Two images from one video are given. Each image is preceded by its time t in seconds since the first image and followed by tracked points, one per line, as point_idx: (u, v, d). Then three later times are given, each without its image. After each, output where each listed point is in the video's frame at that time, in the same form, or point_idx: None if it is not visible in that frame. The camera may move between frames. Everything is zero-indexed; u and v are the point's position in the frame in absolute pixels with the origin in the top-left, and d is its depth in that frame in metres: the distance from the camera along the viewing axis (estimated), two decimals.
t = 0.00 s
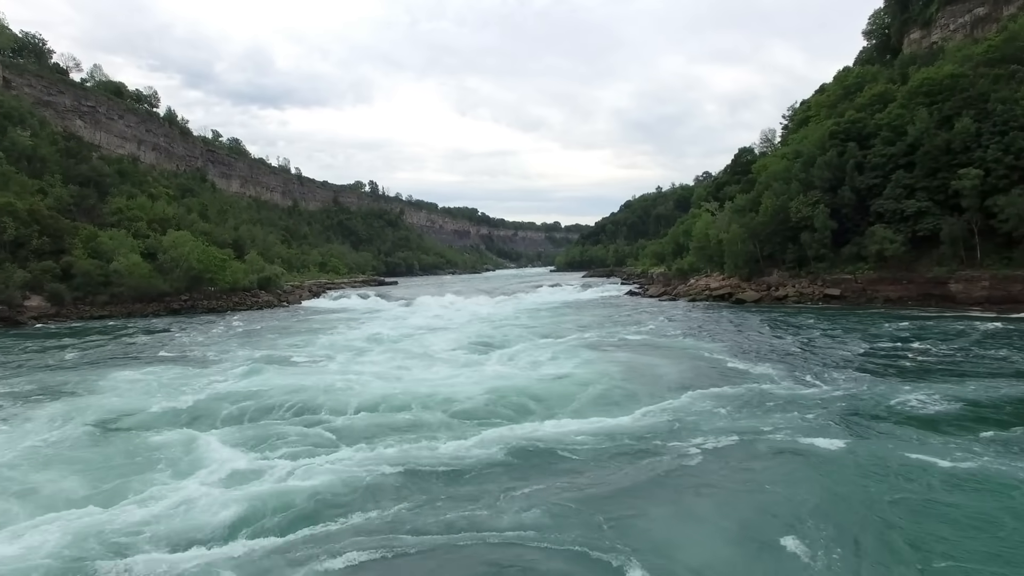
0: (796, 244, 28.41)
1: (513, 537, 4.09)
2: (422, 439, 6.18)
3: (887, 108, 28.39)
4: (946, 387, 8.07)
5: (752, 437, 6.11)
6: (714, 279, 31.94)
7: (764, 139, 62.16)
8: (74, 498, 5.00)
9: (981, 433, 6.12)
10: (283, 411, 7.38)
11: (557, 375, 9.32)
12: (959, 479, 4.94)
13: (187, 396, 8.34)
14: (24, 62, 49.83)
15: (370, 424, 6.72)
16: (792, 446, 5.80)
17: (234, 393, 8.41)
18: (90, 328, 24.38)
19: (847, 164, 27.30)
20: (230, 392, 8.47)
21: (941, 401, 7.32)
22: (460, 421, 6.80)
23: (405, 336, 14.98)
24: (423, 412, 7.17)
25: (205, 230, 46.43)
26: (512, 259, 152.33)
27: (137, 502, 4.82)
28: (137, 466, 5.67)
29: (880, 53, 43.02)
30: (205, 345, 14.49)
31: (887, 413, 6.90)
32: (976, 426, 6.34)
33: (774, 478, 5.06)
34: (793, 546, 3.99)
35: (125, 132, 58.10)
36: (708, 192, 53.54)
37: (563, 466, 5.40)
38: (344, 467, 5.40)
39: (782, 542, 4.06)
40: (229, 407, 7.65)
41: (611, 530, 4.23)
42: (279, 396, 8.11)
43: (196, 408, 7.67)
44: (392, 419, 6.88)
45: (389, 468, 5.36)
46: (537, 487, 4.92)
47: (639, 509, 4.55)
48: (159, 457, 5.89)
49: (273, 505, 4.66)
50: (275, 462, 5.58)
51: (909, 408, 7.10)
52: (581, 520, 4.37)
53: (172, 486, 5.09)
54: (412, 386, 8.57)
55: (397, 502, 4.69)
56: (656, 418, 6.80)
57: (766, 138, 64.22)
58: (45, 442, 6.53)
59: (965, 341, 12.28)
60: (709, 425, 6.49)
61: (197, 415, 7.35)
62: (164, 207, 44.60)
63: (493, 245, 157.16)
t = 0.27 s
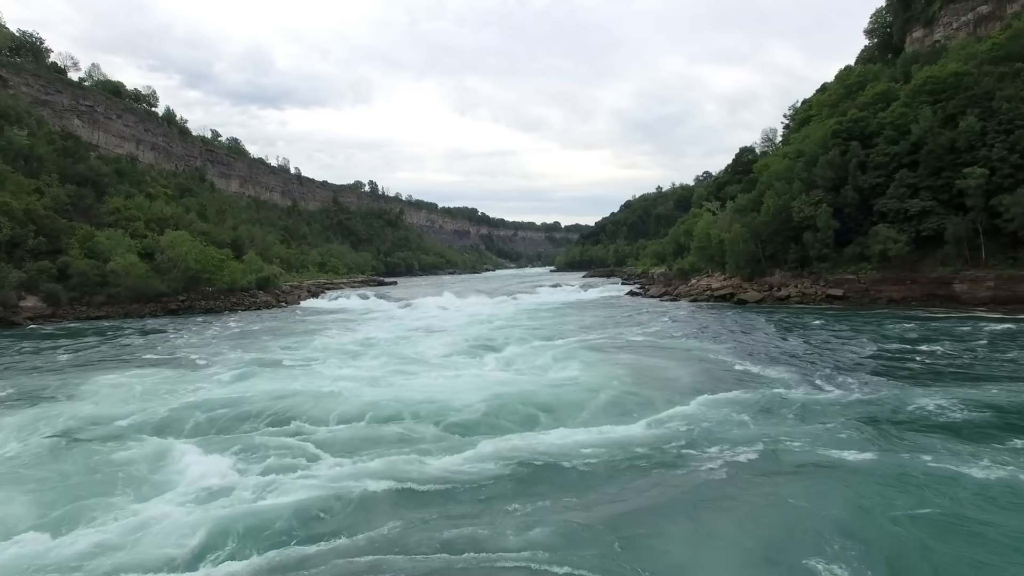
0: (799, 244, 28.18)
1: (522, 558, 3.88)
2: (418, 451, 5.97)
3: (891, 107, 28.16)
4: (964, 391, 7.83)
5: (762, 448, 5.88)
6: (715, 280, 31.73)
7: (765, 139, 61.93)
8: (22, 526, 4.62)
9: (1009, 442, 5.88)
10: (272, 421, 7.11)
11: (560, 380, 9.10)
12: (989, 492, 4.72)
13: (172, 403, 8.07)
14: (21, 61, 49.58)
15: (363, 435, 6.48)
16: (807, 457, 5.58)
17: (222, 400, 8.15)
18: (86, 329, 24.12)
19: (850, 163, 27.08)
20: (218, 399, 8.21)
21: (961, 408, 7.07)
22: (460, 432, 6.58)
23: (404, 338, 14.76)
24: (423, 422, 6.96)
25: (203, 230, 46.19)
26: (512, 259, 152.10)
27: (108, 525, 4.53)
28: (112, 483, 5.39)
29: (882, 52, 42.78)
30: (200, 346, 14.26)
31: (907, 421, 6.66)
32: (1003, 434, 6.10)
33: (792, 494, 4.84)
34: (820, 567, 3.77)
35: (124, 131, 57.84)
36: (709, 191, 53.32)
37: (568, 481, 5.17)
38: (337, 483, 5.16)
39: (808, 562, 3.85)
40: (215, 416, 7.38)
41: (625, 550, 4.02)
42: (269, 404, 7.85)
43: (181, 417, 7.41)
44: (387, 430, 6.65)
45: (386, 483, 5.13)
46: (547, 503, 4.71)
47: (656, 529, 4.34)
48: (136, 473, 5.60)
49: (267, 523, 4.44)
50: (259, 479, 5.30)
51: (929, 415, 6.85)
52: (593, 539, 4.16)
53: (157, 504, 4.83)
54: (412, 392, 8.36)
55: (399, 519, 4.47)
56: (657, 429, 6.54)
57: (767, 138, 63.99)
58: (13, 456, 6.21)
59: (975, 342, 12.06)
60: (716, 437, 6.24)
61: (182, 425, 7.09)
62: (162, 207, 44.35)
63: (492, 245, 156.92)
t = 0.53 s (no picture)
0: (801, 244, 27.95)
1: None
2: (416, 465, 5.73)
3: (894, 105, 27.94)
4: (981, 396, 7.60)
5: (774, 460, 5.65)
6: (716, 280, 31.51)
7: (766, 138, 61.71)
8: None
9: None
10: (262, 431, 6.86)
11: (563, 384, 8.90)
12: None
13: (160, 410, 7.83)
14: (18, 60, 49.33)
15: (358, 447, 6.24)
16: (823, 471, 5.36)
17: (212, 407, 7.90)
18: (82, 330, 23.88)
19: (853, 162, 26.85)
20: (208, 405, 7.98)
21: (980, 414, 6.84)
22: (460, 442, 6.38)
23: (403, 340, 14.54)
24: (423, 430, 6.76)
25: (201, 230, 45.94)
26: (512, 259, 151.87)
27: (84, 544, 4.29)
28: (91, 498, 5.14)
29: (885, 51, 42.55)
30: (195, 348, 14.04)
31: (926, 428, 6.43)
32: None
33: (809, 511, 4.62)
34: None
35: (122, 131, 57.57)
36: (710, 191, 53.10)
37: (573, 497, 4.95)
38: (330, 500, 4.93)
39: None
40: (203, 425, 7.13)
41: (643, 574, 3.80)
42: (261, 412, 7.62)
43: (168, 425, 7.17)
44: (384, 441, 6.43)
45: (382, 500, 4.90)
46: (558, 522, 4.49)
47: (670, 550, 4.13)
48: (111, 489, 5.30)
49: (261, 544, 4.21)
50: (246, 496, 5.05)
51: (948, 422, 6.62)
52: (610, 563, 3.94)
53: (140, 523, 4.59)
54: (411, 398, 8.15)
55: (403, 540, 4.24)
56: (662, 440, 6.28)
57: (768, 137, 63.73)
58: None
59: (985, 344, 11.84)
60: (723, 447, 6.01)
61: (170, 434, 6.85)
62: (160, 207, 44.10)
63: (492, 245, 156.70)
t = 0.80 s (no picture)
0: (804, 244, 27.70)
1: None
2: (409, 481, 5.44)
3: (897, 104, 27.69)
4: (1000, 402, 7.36)
5: (788, 473, 5.40)
6: (718, 280, 31.26)
7: (767, 138, 61.50)
8: None
9: None
10: (252, 441, 6.59)
11: (565, 390, 8.67)
12: None
13: (147, 418, 7.56)
14: (16, 59, 49.08)
15: (350, 460, 5.98)
16: (844, 486, 5.12)
17: (202, 415, 7.64)
18: (77, 331, 23.60)
19: (856, 161, 26.60)
20: (199, 412, 7.73)
21: (1001, 423, 6.59)
22: (460, 453, 6.15)
23: (402, 343, 14.31)
24: (421, 439, 6.53)
25: (200, 230, 45.69)
26: (512, 259, 151.67)
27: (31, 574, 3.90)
28: (69, 512, 4.88)
29: (887, 49, 42.33)
30: (190, 351, 13.81)
31: (949, 439, 6.18)
32: None
33: (829, 531, 4.37)
34: None
35: (120, 130, 57.30)
36: (711, 191, 52.87)
37: (577, 515, 4.70)
38: (320, 518, 4.67)
39: None
40: (191, 434, 6.87)
41: None
42: (252, 420, 7.35)
43: (155, 433, 6.90)
44: (379, 453, 6.18)
45: (376, 520, 4.63)
46: (574, 547, 4.24)
47: None
48: (69, 509, 4.91)
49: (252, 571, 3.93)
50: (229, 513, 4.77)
51: (970, 431, 6.37)
52: None
53: (119, 543, 4.33)
54: (409, 405, 7.92)
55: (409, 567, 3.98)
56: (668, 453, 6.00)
57: (769, 136, 63.47)
58: None
59: (996, 346, 11.62)
60: (734, 460, 5.74)
61: (156, 443, 6.60)
62: (158, 207, 43.86)
63: (492, 245, 156.51)
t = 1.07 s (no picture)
0: (806, 244, 27.45)
1: None
2: (403, 497, 5.21)
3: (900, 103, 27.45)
4: (1018, 409, 7.12)
5: (808, 491, 5.12)
6: (719, 281, 31.01)
7: (768, 137, 61.11)
8: None
9: None
10: (239, 452, 6.33)
11: (567, 396, 8.43)
12: None
13: (133, 426, 7.30)
14: (12, 58, 48.77)
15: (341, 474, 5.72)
16: (878, 505, 4.81)
17: (190, 423, 7.39)
18: (72, 332, 23.35)
19: (859, 160, 26.34)
20: (187, 421, 7.47)
21: None
22: (458, 465, 5.90)
23: (400, 345, 14.07)
24: (418, 450, 6.29)
25: (198, 230, 45.43)
26: (512, 259, 151.44)
27: None
28: (42, 530, 4.61)
29: (888, 48, 42.12)
30: (184, 353, 13.57)
31: (973, 450, 5.92)
32: None
33: (856, 556, 4.09)
34: None
35: (118, 130, 57.04)
36: (712, 191, 52.64)
37: (580, 536, 4.44)
38: (302, 541, 4.37)
39: None
40: (177, 444, 6.61)
41: None
42: (242, 429, 7.10)
43: (140, 444, 6.64)
44: (372, 465, 5.93)
45: (367, 541, 4.37)
46: None
47: None
48: (24, 532, 4.54)
49: None
50: (214, 532, 4.51)
51: (992, 442, 6.13)
52: None
53: (95, 563, 4.06)
54: (406, 413, 7.68)
55: None
56: (673, 467, 5.75)
57: (770, 136, 63.25)
58: None
59: (1006, 349, 11.38)
60: (742, 475, 5.49)
61: (141, 454, 6.33)
62: (156, 207, 43.59)
63: (492, 245, 156.28)
